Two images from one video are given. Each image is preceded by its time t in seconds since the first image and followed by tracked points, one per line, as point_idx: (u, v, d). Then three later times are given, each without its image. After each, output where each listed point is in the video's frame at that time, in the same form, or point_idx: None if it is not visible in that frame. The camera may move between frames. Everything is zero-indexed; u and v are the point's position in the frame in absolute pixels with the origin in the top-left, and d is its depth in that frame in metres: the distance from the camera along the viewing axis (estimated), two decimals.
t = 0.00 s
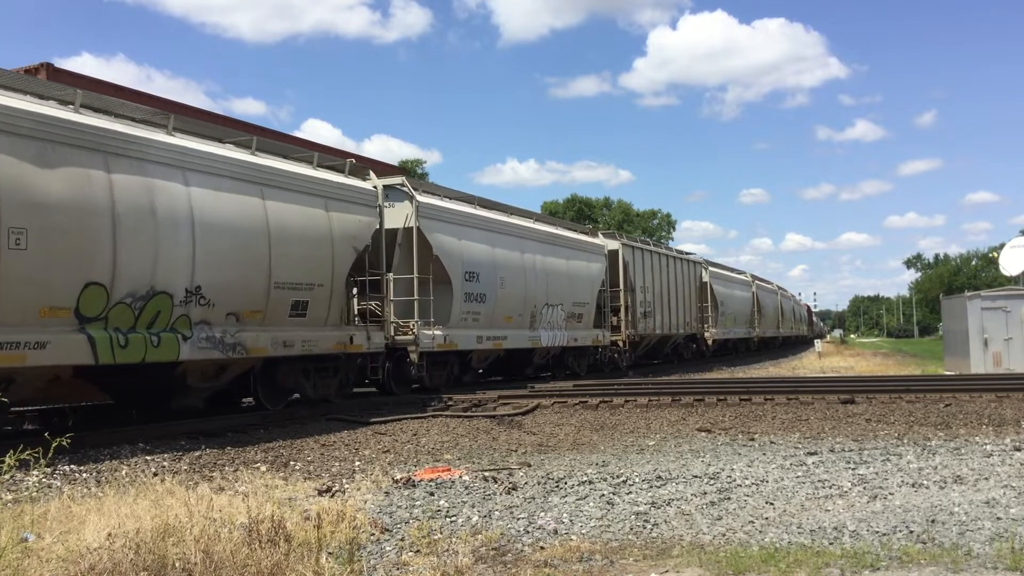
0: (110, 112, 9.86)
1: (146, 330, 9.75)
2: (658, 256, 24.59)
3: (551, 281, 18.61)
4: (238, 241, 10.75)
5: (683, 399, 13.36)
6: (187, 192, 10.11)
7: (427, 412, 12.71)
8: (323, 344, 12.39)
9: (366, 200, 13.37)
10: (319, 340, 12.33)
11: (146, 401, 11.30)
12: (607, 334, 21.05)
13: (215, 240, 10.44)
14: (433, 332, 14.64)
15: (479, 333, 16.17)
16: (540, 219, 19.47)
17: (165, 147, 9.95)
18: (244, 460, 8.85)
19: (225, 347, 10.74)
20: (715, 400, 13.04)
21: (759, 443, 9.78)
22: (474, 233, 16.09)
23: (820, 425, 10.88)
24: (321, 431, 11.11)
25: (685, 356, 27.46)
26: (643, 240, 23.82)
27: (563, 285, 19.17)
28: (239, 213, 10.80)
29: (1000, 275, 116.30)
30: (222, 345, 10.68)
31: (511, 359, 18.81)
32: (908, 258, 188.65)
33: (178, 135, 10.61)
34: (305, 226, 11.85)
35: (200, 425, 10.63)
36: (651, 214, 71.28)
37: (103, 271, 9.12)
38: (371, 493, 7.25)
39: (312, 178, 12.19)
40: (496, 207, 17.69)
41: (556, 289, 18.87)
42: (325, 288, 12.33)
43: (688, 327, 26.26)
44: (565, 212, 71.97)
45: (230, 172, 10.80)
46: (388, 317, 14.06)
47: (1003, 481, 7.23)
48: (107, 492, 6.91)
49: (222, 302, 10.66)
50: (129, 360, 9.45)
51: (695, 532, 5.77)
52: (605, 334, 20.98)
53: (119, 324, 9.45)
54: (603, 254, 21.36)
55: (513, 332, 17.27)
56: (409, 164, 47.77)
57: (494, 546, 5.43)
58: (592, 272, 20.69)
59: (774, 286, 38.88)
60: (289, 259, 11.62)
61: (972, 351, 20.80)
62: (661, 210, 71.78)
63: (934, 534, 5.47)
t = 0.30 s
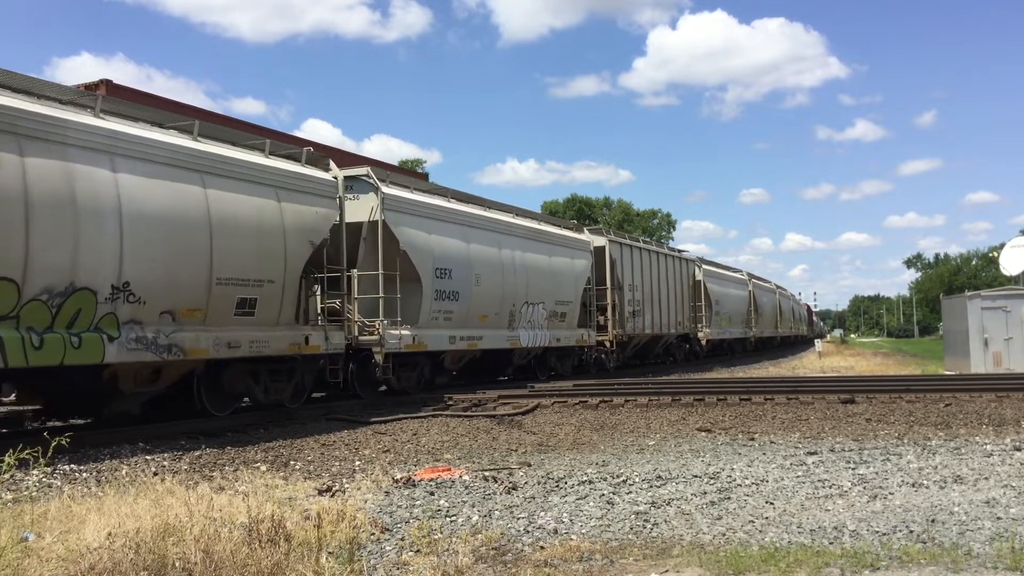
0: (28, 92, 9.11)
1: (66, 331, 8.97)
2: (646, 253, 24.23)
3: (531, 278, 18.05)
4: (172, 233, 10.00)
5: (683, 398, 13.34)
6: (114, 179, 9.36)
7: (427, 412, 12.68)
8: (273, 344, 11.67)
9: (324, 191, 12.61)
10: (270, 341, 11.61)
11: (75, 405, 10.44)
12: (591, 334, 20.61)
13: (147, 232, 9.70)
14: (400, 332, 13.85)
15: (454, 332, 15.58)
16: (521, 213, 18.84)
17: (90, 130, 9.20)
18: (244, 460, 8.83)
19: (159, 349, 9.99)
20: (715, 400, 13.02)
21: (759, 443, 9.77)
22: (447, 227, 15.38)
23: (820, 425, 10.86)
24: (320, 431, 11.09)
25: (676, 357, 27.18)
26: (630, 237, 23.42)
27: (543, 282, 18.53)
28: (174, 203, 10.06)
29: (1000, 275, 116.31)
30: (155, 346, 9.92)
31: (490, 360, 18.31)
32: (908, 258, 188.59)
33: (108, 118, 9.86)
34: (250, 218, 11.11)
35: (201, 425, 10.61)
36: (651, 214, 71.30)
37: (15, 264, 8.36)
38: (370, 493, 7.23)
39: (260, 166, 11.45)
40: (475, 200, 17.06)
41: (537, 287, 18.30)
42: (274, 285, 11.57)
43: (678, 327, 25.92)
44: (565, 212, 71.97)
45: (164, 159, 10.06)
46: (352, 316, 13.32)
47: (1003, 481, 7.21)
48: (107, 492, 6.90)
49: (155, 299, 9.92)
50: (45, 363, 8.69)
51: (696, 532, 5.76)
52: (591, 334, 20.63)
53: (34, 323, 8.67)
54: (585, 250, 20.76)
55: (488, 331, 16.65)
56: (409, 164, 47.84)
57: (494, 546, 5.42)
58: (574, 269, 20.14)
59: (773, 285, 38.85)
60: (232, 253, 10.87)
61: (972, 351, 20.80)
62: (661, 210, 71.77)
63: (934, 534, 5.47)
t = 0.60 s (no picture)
0: None
1: None
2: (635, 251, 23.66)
3: (509, 275, 17.18)
4: (95, 224, 9.04)
5: (683, 398, 13.34)
6: (27, 163, 8.43)
7: (427, 412, 12.68)
8: (216, 347, 10.68)
9: (277, 179, 11.65)
10: (211, 342, 10.63)
11: None
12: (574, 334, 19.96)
13: (66, 222, 8.73)
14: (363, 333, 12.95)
15: (426, 332, 14.73)
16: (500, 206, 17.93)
17: None
18: (244, 460, 8.83)
19: (80, 352, 9.03)
20: (715, 400, 13.02)
21: (759, 443, 9.76)
22: (417, 223, 14.51)
23: (820, 425, 10.86)
24: (320, 431, 11.09)
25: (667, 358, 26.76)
26: (618, 234, 22.82)
27: (523, 280, 17.69)
28: (99, 190, 9.11)
29: (1000, 275, 116.31)
30: (75, 349, 8.97)
31: (467, 361, 17.64)
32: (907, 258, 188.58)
33: (25, 97, 8.92)
34: (189, 209, 10.15)
35: (201, 426, 10.61)
36: (651, 214, 71.31)
37: None
38: (370, 493, 7.23)
39: (202, 152, 10.49)
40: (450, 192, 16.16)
41: (516, 285, 17.46)
42: (217, 281, 10.60)
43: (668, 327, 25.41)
44: (565, 212, 71.96)
45: (88, 142, 9.10)
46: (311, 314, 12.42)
47: (1003, 481, 7.21)
48: (107, 492, 6.90)
49: (77, 297, 8.98)
50: None
51: (696, 532, 5.76)
52: (574, 334, 20.01)
53: None
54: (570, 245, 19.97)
55: (463, 331, 15.83)
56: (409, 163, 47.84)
57: (494, 546, 5.42)
58: (557, 266, 19.28)
59: (772, 285, 38.84)
60: (168, 247, 9.91)
61: (972, 351, 20.80)
62: (661, 210, 71.81)
63: (934, 534, 5.46)
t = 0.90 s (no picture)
0: None
1: None
2: (623, 247, 23.02)
3: (482, 273, 16.34)
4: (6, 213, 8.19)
5: (684, 399, 13.35)
6: None
7: (427, 412, 12.70)
8: (147, 350, 9.84)
9: (217, 167, 10.85)
10: (143, 344, 9.80)
11: None
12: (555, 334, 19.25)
13: None
14: (320, 333, 12.11)
15: (391, 333, 13.92)
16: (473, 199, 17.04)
17: None
18: (244, 460, 8.84)
19: None
20: (715, 400, 13.03)
21: (759, 443, 9.78)
22: (381, 216, 13.66)
23: (820, 425, 10.87)
24: (320, 431, 11.11)
25: (658, 359, 26.27)
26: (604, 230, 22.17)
27: (497, 277, 16.88)
28: (11, 176, 8.26)
29: (1000, 275, 116.32)
30: None
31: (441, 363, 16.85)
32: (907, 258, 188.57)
33: None
34: (116, 199, 9.33)
35: (201, 425, 10.63)
36: (651, 214, 71.35)
37: None
38: (371, 493, 7.24)
39: (134, 138, 9.69)
40: (420, 184, 15.28)
41: (490, 282, 16.64)
42: (148, 278, 9.77)
43: (657, 327, 24.84)
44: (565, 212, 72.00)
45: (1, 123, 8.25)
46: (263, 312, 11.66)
47: (1003, 481, 7.22)
48: (107, 492, 6.91)
49: None
50: None
51: (695, 532, 5.77)
52: (557, 334, 19.35)
53: None
54: (549, 242, 19.20)
55: (432, 331, 15.01)
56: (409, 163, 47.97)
57: (494, 546, 5.43)
58: (535, 263, 18.45)
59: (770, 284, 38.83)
60: (91, 240, 9.07)
61: (972, 351, 20.80)
62: (661, 210, 71.84)
63: (934, 534, 5.47)
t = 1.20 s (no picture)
0: None
1: None
2: (610, 244, 22.41)
3: (455, 269, 15.32)
4: None
5: (684, 398, 13.35)
6: None
7: (427, 412, 12.69)
8: (66, 353, 8.92)
9: (154, 153, 9.91)
10: (60, 347, 8.88)
11: None
12: (536, 334, 18.36)
13: None
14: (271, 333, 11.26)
15: (353, 333, 12.94)
16: (449, 191, 15.97)
17: None
18: (244, 460, 8.84)
19: None
20: (715, 400, 13.03)
21: (759, 443, 9.78)
22: (341, 208, 12.64)
23: (820, 425, 10.87)
24: (320, 431, 11.10)
25: (649, 360, 25.69)
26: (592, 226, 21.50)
27: (473, 274, 15.89)
28: None
29: (1000, 275, 116.34)
30: None
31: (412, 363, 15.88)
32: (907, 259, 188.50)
33: None
34: (30, 185, 8.43)
35: (201, 425, 10.62)
36: (651, 214, 71.37)
37: None
38: (370, 493, 7.24)
39: (54, 119, 8.76)
40: (387, 174, 14.24)
41: (465, 280, 15.64)
42: (65, 273, 8.84)
43: (646, 327, 24.24)
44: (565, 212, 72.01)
45: None
46: (209, 310, 10.78)
47: (1003, 481, 7.21)
48: (107, 492, 6.91)
49: None
50: None
51: (695, 532, 5.76)
52: (539, 334, 18.52)
53: None
54: (531, 237, 18.20)
55: (400, 331, 14.03)
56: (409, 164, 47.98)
57: (494, 546, 5.42)
58: (515, 260, 17.43)
59: (768, 284, 38.74)
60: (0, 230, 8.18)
61: (972, 351, 20.80)
62: (661, 210, 71.86)
63: (934, 534, 5.47)
